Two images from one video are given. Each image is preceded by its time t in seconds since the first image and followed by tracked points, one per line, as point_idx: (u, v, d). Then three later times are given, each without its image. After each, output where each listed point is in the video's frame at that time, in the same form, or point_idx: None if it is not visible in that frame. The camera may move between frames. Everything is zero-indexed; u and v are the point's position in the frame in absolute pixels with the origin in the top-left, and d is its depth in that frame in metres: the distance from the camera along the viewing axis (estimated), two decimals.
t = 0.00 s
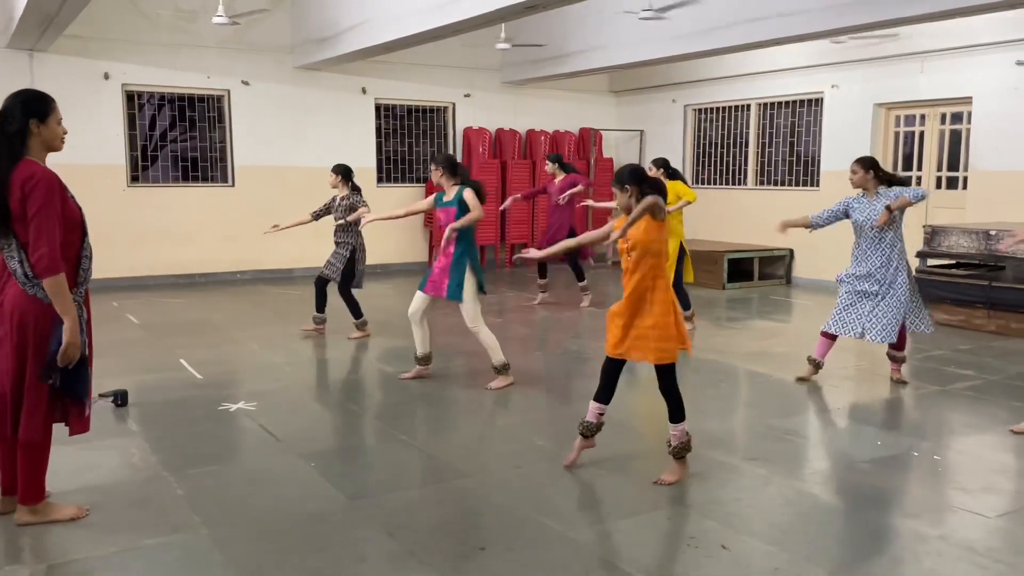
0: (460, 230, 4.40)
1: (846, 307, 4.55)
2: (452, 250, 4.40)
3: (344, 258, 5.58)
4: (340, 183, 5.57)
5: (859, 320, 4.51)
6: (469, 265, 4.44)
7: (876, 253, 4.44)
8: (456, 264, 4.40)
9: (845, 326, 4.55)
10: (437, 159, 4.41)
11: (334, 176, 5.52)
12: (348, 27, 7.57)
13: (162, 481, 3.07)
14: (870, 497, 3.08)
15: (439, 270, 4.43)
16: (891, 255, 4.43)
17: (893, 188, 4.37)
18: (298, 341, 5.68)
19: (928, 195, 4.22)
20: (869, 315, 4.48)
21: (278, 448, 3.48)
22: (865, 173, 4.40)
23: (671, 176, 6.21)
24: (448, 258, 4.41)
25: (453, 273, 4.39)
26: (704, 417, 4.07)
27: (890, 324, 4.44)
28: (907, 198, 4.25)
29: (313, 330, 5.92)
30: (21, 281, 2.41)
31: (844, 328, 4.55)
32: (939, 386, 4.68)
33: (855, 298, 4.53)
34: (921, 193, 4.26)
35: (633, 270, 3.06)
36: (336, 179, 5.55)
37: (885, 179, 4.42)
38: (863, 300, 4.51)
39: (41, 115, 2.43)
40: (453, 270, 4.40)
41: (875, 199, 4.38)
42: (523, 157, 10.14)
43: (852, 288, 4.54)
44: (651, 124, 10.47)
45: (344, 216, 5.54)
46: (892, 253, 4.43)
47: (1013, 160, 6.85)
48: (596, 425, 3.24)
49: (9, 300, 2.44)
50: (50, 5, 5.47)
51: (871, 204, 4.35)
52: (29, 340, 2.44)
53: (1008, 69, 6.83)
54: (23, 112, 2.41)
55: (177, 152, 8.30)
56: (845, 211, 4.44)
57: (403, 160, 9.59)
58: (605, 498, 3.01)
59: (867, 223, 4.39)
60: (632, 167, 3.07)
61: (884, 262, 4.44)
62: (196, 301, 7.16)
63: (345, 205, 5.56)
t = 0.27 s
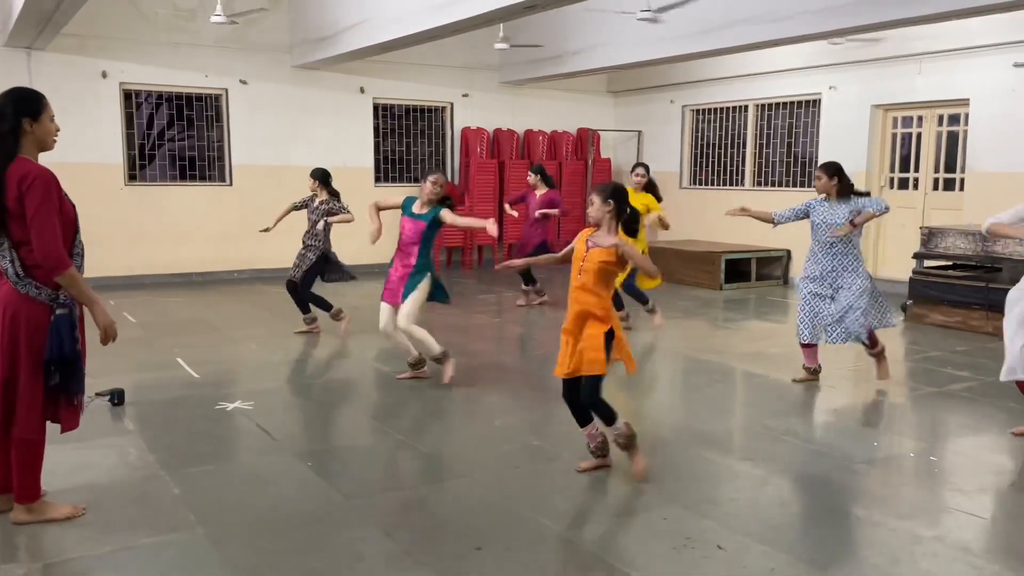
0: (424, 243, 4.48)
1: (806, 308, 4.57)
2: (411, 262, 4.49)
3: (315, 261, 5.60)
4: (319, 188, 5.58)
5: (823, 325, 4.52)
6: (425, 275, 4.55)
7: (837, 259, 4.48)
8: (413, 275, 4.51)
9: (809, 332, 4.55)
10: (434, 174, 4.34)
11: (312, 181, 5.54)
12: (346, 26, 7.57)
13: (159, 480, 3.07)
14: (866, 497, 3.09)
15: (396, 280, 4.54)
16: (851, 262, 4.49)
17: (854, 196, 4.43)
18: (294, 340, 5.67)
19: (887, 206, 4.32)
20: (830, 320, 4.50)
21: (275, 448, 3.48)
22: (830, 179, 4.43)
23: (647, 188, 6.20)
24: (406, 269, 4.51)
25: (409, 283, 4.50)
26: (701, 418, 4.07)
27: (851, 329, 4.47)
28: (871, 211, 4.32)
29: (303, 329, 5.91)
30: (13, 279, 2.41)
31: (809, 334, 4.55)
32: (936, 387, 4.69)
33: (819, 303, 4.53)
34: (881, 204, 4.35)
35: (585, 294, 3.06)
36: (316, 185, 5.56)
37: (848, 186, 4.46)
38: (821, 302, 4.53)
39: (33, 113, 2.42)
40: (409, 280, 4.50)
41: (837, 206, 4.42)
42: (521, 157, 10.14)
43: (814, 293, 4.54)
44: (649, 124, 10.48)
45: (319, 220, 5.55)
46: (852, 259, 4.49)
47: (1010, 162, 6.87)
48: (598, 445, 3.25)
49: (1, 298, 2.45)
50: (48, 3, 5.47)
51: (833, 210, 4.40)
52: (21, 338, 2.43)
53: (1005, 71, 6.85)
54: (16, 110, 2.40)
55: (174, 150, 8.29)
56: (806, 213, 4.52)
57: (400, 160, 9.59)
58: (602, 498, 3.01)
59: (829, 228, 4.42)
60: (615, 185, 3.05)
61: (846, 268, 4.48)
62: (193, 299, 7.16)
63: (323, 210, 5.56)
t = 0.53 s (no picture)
0: (395, 242, 4.44)
1: (774, 306, 4.58)
2: (382, 259, 4.43)
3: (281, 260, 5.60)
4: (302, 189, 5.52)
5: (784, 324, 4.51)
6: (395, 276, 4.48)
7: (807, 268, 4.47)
8: (383, 273, 4.43)
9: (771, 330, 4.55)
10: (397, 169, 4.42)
11: (299, 180, 5.45)
12: (347, 26, 7.58)
13: (158, 478, 3.07)
14: (866, 499, 3.08)
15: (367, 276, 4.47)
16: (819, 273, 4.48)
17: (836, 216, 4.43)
18: (294, 339, 5.67)
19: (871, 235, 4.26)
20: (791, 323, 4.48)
21: (274, 447, 3.48)
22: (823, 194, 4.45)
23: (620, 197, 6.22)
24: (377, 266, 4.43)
25: (378, 280, 4.42)
26: (700, 418, 4.07)
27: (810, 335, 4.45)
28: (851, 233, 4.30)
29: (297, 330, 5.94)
30: (11, 278, 2.41)
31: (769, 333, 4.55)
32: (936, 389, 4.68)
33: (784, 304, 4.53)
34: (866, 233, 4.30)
35: (541, 303, 3.08)
36: (303, 185, 5.47)
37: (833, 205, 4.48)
38: (788, 301, 4.52)
39: (25, 113, 2.42)
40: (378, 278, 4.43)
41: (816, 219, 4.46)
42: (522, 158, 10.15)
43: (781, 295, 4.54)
44: (649, 125, 10.48)
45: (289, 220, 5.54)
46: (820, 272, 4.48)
47: (1011, 164, 6.87)
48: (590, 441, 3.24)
49: None
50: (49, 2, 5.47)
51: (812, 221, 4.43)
52: (20, 336, 2.43)
53: (1006, 73, 6.85)
54: (8, 110, 2.40)
55: (175, 150, 8.30)
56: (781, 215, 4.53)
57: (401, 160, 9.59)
58: (601, 498, 3.01)
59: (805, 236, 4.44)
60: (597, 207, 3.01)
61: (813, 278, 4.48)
62: (193, 299, 7.16)
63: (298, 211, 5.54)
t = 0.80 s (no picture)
0: (370, 223, 4.42)
1: (750, 304, 4.53)
2: (360, 242, 4.42)
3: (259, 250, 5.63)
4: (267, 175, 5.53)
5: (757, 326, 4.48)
6: (379, 257, 4.46)
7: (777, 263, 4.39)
8: (365, 255, 4.41)
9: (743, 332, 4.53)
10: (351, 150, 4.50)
11: (262, 166, 5.46)
12: (351, 26, 7.58)
13: (161, 477, 3.07)
14: (868, 500, 3.08)
15: (350, 262, 4.47)
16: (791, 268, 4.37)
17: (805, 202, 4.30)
18: (297, 339, 5.68)
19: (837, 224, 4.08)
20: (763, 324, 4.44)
21: (277, 446, 3.49)
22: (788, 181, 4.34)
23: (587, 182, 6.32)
24: (358, 250, 4.43)
25: (362, 263, 4.41)
26: (703, 419, 4.07)
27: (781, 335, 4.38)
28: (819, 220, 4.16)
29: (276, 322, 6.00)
30: (12, 277, 2.42)
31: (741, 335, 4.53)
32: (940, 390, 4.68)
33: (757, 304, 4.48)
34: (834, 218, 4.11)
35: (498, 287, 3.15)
36: (266, 169, 5.48)
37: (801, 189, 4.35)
38: (762, 299, 4.46)
39: (21, 113, 2.43)
40: (362, 261, 4.42)
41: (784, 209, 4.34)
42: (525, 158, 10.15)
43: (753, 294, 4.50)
44: (653, 126, 10.48)
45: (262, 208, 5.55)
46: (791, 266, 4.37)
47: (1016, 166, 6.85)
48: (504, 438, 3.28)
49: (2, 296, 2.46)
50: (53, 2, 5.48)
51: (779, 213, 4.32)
52: (21, 335, 2.44)
53: (1011, 75, 6.83)
54: (4, 110, 2.40)
55: (179, 149, 8.31)
56: (753, 208, 4.43)
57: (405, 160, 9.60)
58: (604, 499, 3.01)
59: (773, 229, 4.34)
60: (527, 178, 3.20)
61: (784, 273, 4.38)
62: (197, 298, 7.17)
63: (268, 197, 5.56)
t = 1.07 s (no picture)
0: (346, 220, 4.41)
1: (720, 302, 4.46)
2: (337, 239, 4.41)
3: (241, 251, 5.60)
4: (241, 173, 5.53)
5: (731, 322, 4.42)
6: (356, 252, 4.43)
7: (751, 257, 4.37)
8: (343, 251, 4.41)
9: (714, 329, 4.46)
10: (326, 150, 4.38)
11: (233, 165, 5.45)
12: (357, 26, 7.59)
13: (166, 477, 3.08)
14: (874, 502, 3.07)
15: (329, 259, 4.46)
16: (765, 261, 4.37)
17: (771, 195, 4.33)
18: (302, 339, 5.69)
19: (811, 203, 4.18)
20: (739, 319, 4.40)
21: (282, 446, 3.49)
22: (744, 175, 4.31)
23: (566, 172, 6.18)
24: (335, 246, 4.42)
25: (340, 261, 4.40)
26: (708, 421, 4.07)
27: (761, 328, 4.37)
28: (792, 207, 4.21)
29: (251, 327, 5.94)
30: (17, 277, 2.43)
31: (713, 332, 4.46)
32: (946, 392, 4.66)
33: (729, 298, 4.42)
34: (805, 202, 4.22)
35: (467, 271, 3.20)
36: (238, 168, 5.47)
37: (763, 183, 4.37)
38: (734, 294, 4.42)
39: (24, 113, 2.43)
40: (340, 258, 4.41)
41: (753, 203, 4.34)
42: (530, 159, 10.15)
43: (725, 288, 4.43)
44: (658, 126, 10.47)
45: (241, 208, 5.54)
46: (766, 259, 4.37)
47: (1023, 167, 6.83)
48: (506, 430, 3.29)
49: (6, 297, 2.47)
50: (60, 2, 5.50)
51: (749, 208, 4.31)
52: (26, 335, 2.45)
53: (1018, 76, 6.81)
54: (7, 110, 2.40)
55: (185, 150, 8.33)
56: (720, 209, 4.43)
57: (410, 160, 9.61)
58: (608, 500, 3.00)
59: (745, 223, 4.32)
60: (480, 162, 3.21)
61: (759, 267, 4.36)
62: (202, 298, 7.19)
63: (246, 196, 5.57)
